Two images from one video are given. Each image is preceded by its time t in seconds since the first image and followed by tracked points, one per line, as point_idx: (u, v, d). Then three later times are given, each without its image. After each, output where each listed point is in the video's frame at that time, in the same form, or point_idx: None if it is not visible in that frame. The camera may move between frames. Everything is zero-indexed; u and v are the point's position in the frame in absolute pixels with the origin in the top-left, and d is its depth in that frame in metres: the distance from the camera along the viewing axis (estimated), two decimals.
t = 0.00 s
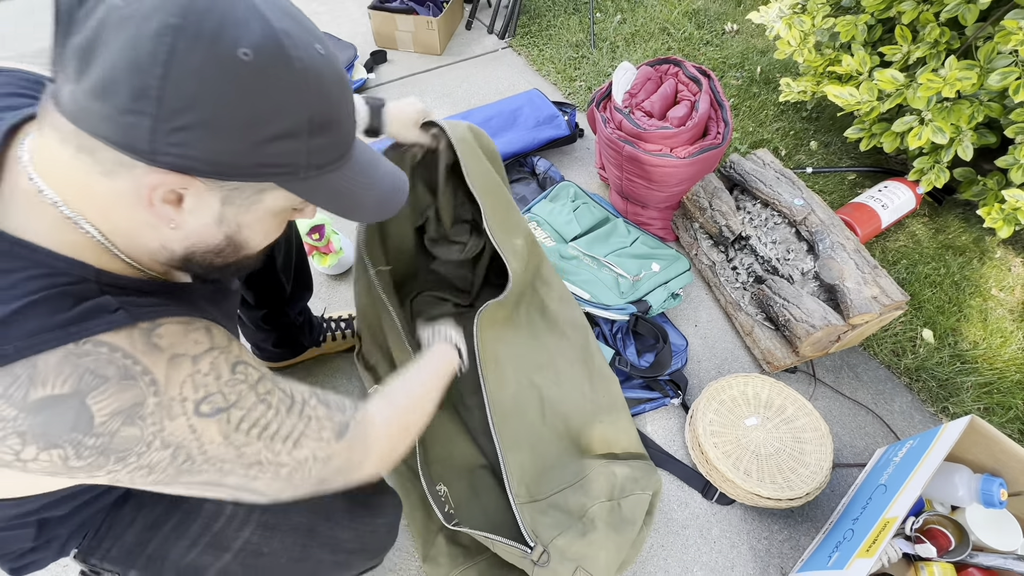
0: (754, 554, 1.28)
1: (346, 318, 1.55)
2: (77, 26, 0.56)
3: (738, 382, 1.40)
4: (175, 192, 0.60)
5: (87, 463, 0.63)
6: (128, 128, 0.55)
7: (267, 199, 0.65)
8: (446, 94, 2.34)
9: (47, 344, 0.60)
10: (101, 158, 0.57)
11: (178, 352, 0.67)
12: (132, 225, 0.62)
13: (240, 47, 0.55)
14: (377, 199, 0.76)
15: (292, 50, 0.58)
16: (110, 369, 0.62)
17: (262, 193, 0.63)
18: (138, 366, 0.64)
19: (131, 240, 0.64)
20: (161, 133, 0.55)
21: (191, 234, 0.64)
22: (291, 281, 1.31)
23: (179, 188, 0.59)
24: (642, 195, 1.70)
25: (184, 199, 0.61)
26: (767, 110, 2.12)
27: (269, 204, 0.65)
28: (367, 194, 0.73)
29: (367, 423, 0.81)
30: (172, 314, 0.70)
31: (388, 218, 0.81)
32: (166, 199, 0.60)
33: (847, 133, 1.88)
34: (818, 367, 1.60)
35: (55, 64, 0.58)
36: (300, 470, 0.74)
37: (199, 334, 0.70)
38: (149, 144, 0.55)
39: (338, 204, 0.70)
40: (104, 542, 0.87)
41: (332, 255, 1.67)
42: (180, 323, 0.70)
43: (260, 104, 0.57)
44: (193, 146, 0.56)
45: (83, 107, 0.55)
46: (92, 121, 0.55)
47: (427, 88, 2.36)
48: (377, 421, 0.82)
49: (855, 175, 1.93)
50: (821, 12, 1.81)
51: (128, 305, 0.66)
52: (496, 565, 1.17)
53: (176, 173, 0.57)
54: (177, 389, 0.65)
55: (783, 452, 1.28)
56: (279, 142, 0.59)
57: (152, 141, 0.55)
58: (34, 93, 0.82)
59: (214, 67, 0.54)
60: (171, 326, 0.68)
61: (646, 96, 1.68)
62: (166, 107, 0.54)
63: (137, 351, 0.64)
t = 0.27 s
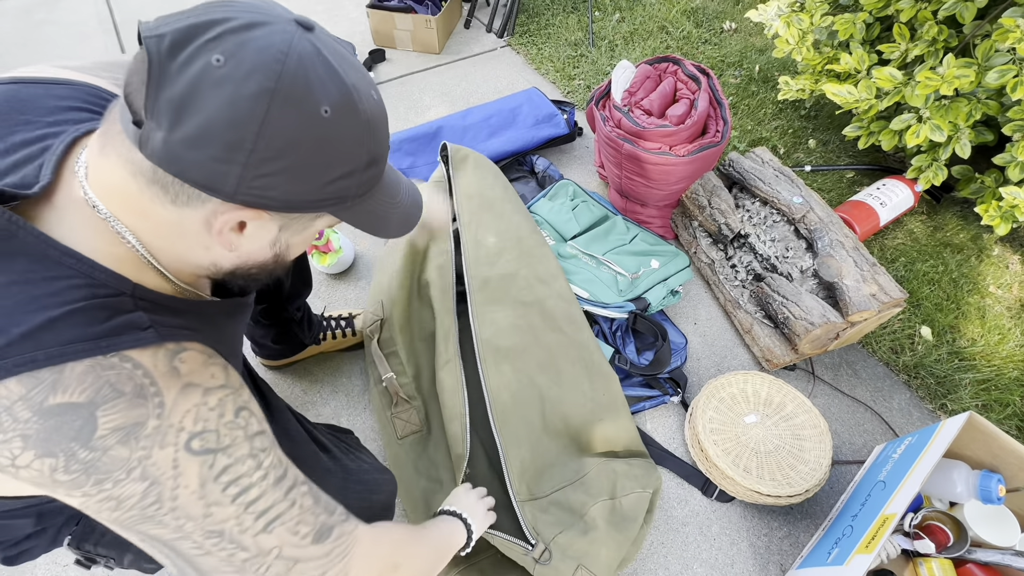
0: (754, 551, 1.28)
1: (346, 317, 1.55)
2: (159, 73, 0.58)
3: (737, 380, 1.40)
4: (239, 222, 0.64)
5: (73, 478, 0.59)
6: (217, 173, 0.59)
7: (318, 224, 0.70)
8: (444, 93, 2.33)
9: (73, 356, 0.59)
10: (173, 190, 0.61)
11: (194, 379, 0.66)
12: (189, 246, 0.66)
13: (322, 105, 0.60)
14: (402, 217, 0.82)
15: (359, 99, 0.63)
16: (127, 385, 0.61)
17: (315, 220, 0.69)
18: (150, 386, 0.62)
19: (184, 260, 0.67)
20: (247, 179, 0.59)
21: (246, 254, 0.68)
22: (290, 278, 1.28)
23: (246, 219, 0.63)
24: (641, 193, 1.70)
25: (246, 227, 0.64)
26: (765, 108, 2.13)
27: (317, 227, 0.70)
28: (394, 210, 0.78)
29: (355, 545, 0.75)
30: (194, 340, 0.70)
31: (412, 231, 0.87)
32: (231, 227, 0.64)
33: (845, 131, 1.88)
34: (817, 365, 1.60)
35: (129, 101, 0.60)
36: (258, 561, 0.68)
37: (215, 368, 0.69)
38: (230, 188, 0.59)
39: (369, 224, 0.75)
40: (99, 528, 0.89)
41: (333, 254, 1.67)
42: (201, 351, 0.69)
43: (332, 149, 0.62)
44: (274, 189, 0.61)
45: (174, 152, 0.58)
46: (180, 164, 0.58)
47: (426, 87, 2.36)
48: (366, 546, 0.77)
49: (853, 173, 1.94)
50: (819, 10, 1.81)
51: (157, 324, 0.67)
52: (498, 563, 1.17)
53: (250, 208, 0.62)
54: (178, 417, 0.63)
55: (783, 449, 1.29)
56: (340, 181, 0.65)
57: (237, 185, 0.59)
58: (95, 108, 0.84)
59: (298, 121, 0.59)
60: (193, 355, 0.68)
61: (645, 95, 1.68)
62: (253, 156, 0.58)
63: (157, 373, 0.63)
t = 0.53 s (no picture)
0: (749, 548, 1.28)
1: (341, 315, 1.54)
2: (168, 99, 0.58)
3: (732, 378, 1.40)
4: (242, 243, 0.65)
5: None
6: (222, 199, 0.60)
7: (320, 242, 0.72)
8: (441, 90, 2.32)
9: (40, 361, 0.59)
10: (173, 210, 0.61)
11: (155, 402, 0.65)
12: (187, 262, 0.66)
13: (329, 133, 0.61)
14: (402, 233, 0.84)
15: (364, 125, 0.65)
16: (85, 398, 0.60)
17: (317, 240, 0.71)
18: (109, 401, 0.62)
19: (181, 275, 0.68)
20: (253, 205, 0.61)
21: (245, 270, 0.69)
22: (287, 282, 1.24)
23: (249, 241, 0.65)
24: (638, 191, 1.70)
25: (248, 248, 0.66)
26: (762, 106, 2.13)
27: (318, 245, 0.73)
28: (393, 229, 0.81)
29: None
30: (167, 355, 0.68)
31: (410, 247, 0.90)
32: (234, 247, 0.65)
33: (841, 129, 1.89)
34: (813, 363, 1.60)
35: (135, 122, 0.60)
36: None
37: (183, 392, 0.68)
38: (236, 213, 0.61)
39: (371, 241, 0.78)
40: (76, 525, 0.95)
41: (328, 252, 1.66)
42: (173, 369, 0.68)
43: (336, 176, 0.64)
44: (279, 214, 0.62)
45: (181, 178, 0.59)
46: (186, 190, 0.59)
47: (423, 84, 2.35)
48: None
49: (850, 171, 1.94)
50: (816, 7, 1.81)
51: (133, 334, 0.66)
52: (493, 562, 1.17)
53: (254, 232, 0.64)
54: (125, 442, 0.62)
55: (778, 446, 1.29)
56: (343, 206, 0.67)
57: (242, 210, 0.61)
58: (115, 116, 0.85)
59: (307, 150, 0.61)
60: (163, 372, 0.67)
61: (641, 92, 1.68)
62: (260, 184, 0.60)
63: (120, 389, 0.63)
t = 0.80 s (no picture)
0: (747, 546, 1.28)
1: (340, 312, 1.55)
2: (245, 131, 0.64)
3: (731, 375, 1.40)
4: (291, 261, 0.73)
5: None
6: (284, 224, 0.67)
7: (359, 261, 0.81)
8: (440, 88, 2.32)
9: (89, 360, 0.65)
10: (237, 229, 0.68)
11: (171, 412, 0.71)
12: (237, 273, 0.73)
13: (384, 170, 0.70)
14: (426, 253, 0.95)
15: (411, 164, 0.73)
16: (113, 395, 0.66)
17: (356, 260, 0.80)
18: (131, 403, 0.67)
19: (226, 282, 0.75)
20: (311, 229, 0.68)
21: (286, 282, 0.77)
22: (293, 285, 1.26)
23: (297, 259, 0.73)
24: (637, 188, 1.69)
25: (295, 264, 0.74)
26: (762, 104, 2.12)
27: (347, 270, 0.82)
28: (417, 253, 0.92)
29: None
30: (194, 364, 0.76)
31: (432, 264, 1.00)
32: (282, 263, 0.73)
33: (841, 127, 1.88)
34: (812, 361, 1.60)
35: (209, 147, 0.65)
36: None
37: (197, 412, 0.75)
38: (293, 235, 0.68)
39: (398, 258, 0.88)
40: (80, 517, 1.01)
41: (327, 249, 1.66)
42: (197, 385, 0.76)
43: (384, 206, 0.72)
44: (330, 238, 0.70)
45: (251, 204, 0.65)
46: (254, 214, 0.66)
47: (422, 81, 2.35)
48: None
49: (849, 169, 1.94)
50: (816, 4, 1.80)
51: (173, 340, 0.74)
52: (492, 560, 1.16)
53: (305, 251, 0.71)
54: (127, 448, 0.66)
55: (776, 444, 1.29)
56: (385, 232, 0.75)
57: (300, 232, 0.68)
58: (151, 129, 0.90)
59: (365, 185, 0.69)
60: (189, 383, 0.74)
61: (641, 89, 1.67)
62: (320, 211, 0.67)
63: (146, 393, 0.69)
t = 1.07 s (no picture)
0: (748, 542, 1.29)
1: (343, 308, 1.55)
2: (310, 150, 0.69)
3: (733, 372, 1.40)
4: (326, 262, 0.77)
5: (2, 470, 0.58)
6: (333, 233, 0.72)
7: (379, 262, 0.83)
8: (442, 85, 2.32)
9: (135, 343, 0.66)
10: (283, 231, 0.71)
11: (205, 398, 0.71)
12: (276, 270, 0.77)
13: (424, 191, 0.76)
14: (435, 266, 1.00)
15: (444, 186, 0.80)
16: (155, 377, 0.66)
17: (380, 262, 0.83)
18: (170, 386, 0.67)
19: (261, 279, 0.78)
20: (355, 238, 0.73)
21: (317, 281, 0.81)
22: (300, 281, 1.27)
23: (332, 260, 0.77)
24: (639, 186, 1.69)
25: (327, 265, 0.78)
26: (764, 102, 2.12)
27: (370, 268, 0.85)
28: (432, 255, 0.93)
29: None
30: (226, 348, 0.77)
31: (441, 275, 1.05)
32: (318, 263, 0.77)
33: (843, 125, 1.88)
34: (812, 358, 1.61)
35: (266, 157, 0.70)
36: None
37: (226, 398, 0.75)
38: (338, 242, 0.73)
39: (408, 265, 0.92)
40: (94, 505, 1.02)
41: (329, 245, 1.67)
42: (227, 370, 0.76)
43: (421, 220, 0.78)
44: (368, 246, 0.75)
45: (306, 213, 0.70)
46: (306, 222, 0.70)
47: (424, 78, 2.34)
48: None
49: (850, 168, 1.94)
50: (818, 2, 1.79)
51: (210, 328, 0.75)
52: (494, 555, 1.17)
53: (343, 255, 0.76)
54: (165, 428, 0.66)
55: (777, 440, 1.29)
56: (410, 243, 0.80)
57: (349, 239, 0.73)
58: (183, 127, 0.90)
59: (407, 203, 0.74)
60: (221, 371, 0.75)
61: (644, 86, 1.67)
62: (368, 221, 0.72)
63: (184, 377, 0.69)
